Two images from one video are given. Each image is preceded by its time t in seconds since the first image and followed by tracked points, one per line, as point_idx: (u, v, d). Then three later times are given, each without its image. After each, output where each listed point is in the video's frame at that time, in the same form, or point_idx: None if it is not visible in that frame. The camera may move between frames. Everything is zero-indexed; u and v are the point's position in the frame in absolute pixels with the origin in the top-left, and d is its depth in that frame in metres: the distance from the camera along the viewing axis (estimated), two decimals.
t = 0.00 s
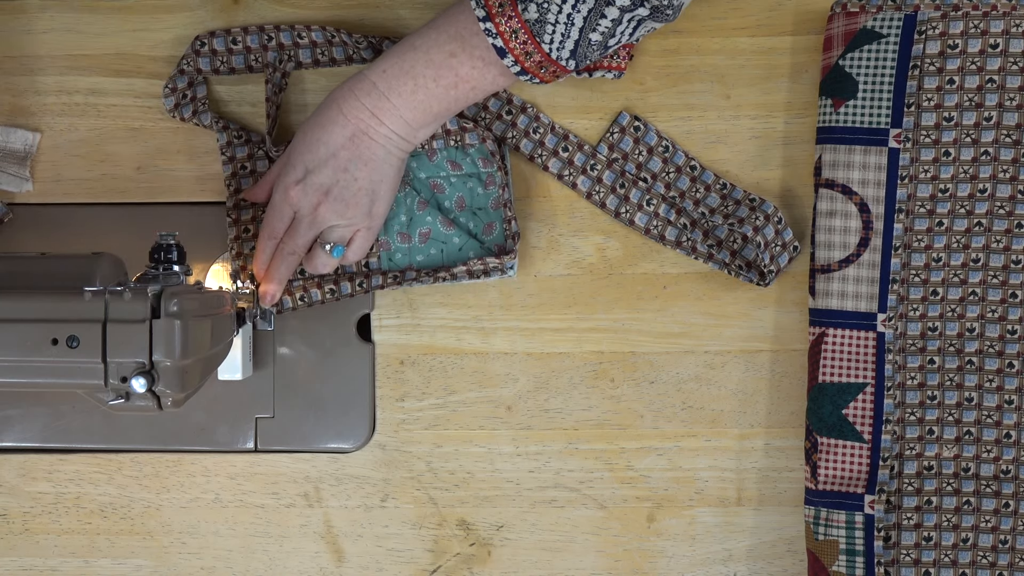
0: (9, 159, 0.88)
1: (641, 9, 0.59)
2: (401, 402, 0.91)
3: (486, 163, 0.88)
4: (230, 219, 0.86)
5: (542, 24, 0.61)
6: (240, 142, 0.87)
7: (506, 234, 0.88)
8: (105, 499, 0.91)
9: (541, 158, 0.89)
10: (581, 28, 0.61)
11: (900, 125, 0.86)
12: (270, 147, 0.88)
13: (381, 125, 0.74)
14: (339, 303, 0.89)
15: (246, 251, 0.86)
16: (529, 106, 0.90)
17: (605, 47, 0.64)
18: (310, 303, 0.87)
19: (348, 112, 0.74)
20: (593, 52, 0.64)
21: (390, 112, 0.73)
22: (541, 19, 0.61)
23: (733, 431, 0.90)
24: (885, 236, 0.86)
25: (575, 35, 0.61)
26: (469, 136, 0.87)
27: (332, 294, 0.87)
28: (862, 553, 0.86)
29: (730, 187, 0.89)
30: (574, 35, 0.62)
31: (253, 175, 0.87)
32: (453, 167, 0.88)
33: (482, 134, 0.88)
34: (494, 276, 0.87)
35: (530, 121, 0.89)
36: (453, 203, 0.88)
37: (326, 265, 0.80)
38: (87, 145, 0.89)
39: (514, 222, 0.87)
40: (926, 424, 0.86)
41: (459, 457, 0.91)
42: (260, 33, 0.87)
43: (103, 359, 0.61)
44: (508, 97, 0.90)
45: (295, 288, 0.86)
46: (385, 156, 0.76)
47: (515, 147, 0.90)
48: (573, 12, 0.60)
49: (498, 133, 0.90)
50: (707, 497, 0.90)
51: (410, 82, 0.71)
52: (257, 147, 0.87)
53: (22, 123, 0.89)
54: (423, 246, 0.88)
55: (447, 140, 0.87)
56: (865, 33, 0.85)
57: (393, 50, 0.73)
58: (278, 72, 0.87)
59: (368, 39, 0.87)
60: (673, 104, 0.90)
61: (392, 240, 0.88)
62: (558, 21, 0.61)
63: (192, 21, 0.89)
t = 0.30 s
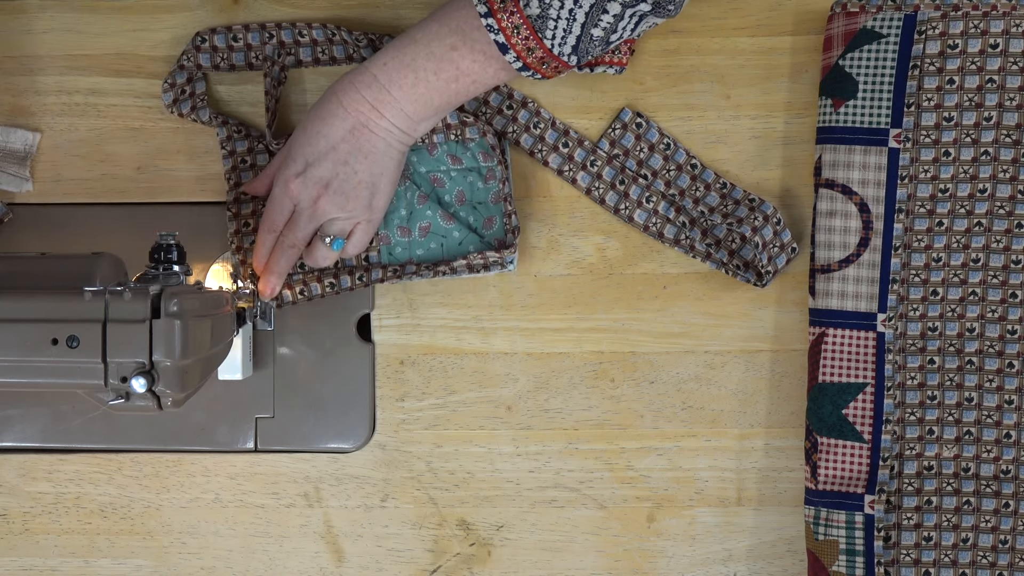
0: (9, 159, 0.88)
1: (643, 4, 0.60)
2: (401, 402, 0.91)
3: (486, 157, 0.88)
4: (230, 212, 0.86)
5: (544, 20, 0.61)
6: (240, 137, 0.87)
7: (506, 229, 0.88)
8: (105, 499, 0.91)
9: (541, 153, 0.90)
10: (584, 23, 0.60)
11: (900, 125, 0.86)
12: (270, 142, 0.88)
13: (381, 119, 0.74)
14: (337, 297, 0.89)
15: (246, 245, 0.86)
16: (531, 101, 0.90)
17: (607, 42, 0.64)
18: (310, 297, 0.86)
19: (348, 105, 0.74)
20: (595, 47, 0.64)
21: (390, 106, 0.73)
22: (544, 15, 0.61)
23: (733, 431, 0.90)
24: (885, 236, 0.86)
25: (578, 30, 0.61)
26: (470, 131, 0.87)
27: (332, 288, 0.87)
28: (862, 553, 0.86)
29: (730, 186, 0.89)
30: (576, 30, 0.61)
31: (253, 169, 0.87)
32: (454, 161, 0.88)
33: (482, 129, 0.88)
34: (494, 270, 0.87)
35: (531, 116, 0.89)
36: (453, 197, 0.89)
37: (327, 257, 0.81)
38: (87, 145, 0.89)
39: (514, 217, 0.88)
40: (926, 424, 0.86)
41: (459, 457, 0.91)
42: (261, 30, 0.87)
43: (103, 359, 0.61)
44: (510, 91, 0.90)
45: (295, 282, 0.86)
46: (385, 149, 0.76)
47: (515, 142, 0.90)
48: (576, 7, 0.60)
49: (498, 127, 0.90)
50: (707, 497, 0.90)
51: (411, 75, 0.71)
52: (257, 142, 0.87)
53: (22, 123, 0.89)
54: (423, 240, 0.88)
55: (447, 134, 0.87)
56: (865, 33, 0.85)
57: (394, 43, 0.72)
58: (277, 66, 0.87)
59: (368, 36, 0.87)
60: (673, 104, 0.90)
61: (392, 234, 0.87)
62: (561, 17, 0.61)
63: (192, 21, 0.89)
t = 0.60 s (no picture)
0: (9, 159, 0.88)
1: None
2: (401, 402, 0.91)
3: (486, 154, 0.88)
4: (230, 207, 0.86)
5: (546, 17, 0.61)
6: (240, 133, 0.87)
7: (506, 226, 0.88)
8: (105, 499, 0.91)
9: (541, 150, 0.89)
10: (585, 20, 0.60)
11: (900, 125, 0.86)
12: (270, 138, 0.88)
13: (382, 115, 0.74)
14: (338, 291, 0.89)
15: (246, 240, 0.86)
16: (532, 98, 0.90)
17: (609, 39, 0.64)
18: (310, 292, 0.87)
19: (349, 101, 0.74)
20: (598, 44, 0.64)
21: (391, 101, 0.73)
22: (545, 12, 0.61)
23: (733, 431, 0.90)
24: (885, 236, 0.86)
25: (579, 27, 0.61)
26: (471, 127, 0.87)
27: (332, 284, 0.87)
28: (862, 553, 0.86)
29: (730, 186, 0.89)
30: (578, 27, 0.62)
31: (254, 164, 0.87)
32: (454, 158, 0.88)
33: (483, 125, 0.88)
34: (494, 267, 0.86)
35: (531, 113, 0.89)
36: (453, 193, 0.88)
37: (327, 254, 0.80)
38: (87, 145, 0.89)
39: (515, 213, 0.88)
40: (926, 424, 0.86)
41: (459, 457, 0.91)
42: (263, 27, 0.87)
43: (103, 359, 0.61)
44: (511, 88, 0.90)
45: (295, 277, 0.86)
46: (386, 145, 0.76)
47: (515, 139, 0.90)
48: (577, 4, 0.60)
49: (499, 124, 0.90)
50: (707, 497, 0.90)
51: (412, 71, 0.71)
52: (258, 138, 0.87)
53: (22, 123, 0.89)
54: (422, 236, 0.88)
55: (448, 130, 0.87)
56: (865, 33, 0.85)
57: (395, 39, 0.72)
58: (277, 60, 0.87)
59: (369, 33, 0.87)
60: (673, 104, 0.90)
61: (392, 230, 0.88)
62: (562, 14, 0.61)
63: (191, 21, 0.89)
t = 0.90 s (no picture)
0: (9, 159, 0.88)
1: None
2: (401, 402, 0.91)
3: (488, 154, 0.88)
4: (231, 203, 0.86)
5: (549, 13, 0.61)
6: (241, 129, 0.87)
7: (506, 225, 0.88)
8: (105, 499, 0.91)
9: (541, 149, 0.89)
10: (588, 16, 0.60)
11: (900, 125, 0.86)
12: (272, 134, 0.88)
13: (386, 113, 0.74)
14: (339, 290, 0.89)
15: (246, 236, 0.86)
16: (533, 97, 0.90)
17: (612, 34, 0.64)
18: (309, 289, 0.87)
19: (353, 99, 0.74)
20: (601, 40, 0.64)
21: (395, 100, 0.73)
22: (548, 8, 0.61)
23: (733, 431, 0.90)
24: (885, 236, 0.86)
25: (582, 23, 0.61)
26: (472, 126, 0.87)
27: (332, 281, 0.87)
28: (862, 553, 0.86)
29: (730, 186, 0.89)
30: (581, 23, 0.61)
31: (255, 160, 0.87)
32: (455, 156, 0.88)
33: (485, 125, 0.88)
34: (494, 267, 0.86)
35: (533, 111, 0.89)
36: (454, 192, 0.88)
37: (332, 252, 0.80)
38: (87, 145, 0.89)
39: (516, 212, 0.88)
40: (926, 424, 0.86)
41: (459, 457, 0.91)
42: (265, 24, 0.86)
43: (103, 359, 0.61)
44: (513, 87, 0.90)
45: (295, 274, 0.86)
46: (390, 144, 0.75)
47: (516, 137, 0.90)
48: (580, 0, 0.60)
49: (500, 124, 0.90)
50: (707, 497, 0.90)
51: (416, 69, 0.71)
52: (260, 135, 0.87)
53: (22, 123, 0.89)
54: (423, 234, 0.88)
55: (450, 129, 0.87)
56: (865, 33, 0.85)
57: (400, 37, 0.72)
58: (278, 57, 0.87)
59: (371, 32, 0.87)
60: (673, 104, 0.90)
61: (392, 228, 0.88)
62: (565, 10, 0.61)
63: (192, 21, 0.89)
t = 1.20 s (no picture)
0: (9, 159, 0.88)
1: None
2: (401, 402, 0.91)
3: (491, 166, 0.88)
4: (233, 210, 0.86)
5: (547, 17, 0.61)
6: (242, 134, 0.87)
7: (507, 238, 0.89)
8: (105, 499, 0.91)
9: (541, 150, 0.89)
10: (587, 19, 0.60)
11: (900, 125, 0.86)
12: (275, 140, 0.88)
13: (389, 123, 0.74)
14: (339, 299, 0.88)
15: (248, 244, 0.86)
16: (532, 98, 0.90)
17: (612, 38, 0.63)
18: (310, 298, 0.86)
19: (356, 109, 0.74)
20: (601, 44, 0.63)
21: (398, 110, 0.72)
22: (547, 12, 0.61)
23: (733, 431, 0.90)
24: (885, 236, 0.86)
25: (581, 27, 0.61)
26: (477, 139, 0.87)
27: (332, 290, 0.87)
28: (862, 553, 0.86)
29: (730, 186, 0.89)
30: (580, 27, 0.61)
31: (257, 167, 0.87)
32: (458, 168, 0.88)
33: (489, 137, 0.87)
34: (494, 279, 0.87)
35: (531, 113, 0.89)
36: (455, 204, 0.89)
37: (332, 262, 0.80)
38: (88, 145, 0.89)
39: (517, 227, 0.88)
40: (926, 424, 0.86)
41: (459, 457, 0.91)
42: (264, 26, 0.87)
43: (103, 359, 0.61)
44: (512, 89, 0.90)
45: (295, 283, 0.86)
46: (393, 154, 0.75)
47: (516, 140, 0.90)
48: (578, 4, 0.59)
49: (500, 126, 0.90)
50: (707, 497, 0.90)
51: (419, 79, 0.71)
52: (262, 140, 0.88)
53: (22, 123, 0.89)
54: (423, 245, 0.88)
55: (453, 141, 0.87)
56: (865, 33, 0.85)
57: (403, 47, 0.72)
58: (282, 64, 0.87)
59: (370, 31, 0.87)
60: (673, 104, 0.90)
61: (394, 239, 0.87)
62: (564, 14, 0.60)
63: (191, 21, 0.88)
